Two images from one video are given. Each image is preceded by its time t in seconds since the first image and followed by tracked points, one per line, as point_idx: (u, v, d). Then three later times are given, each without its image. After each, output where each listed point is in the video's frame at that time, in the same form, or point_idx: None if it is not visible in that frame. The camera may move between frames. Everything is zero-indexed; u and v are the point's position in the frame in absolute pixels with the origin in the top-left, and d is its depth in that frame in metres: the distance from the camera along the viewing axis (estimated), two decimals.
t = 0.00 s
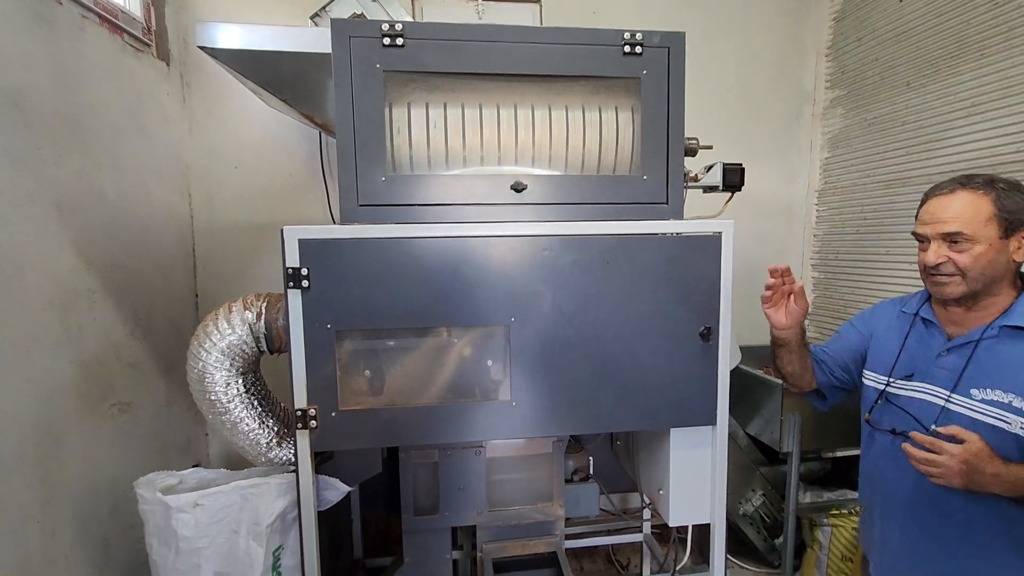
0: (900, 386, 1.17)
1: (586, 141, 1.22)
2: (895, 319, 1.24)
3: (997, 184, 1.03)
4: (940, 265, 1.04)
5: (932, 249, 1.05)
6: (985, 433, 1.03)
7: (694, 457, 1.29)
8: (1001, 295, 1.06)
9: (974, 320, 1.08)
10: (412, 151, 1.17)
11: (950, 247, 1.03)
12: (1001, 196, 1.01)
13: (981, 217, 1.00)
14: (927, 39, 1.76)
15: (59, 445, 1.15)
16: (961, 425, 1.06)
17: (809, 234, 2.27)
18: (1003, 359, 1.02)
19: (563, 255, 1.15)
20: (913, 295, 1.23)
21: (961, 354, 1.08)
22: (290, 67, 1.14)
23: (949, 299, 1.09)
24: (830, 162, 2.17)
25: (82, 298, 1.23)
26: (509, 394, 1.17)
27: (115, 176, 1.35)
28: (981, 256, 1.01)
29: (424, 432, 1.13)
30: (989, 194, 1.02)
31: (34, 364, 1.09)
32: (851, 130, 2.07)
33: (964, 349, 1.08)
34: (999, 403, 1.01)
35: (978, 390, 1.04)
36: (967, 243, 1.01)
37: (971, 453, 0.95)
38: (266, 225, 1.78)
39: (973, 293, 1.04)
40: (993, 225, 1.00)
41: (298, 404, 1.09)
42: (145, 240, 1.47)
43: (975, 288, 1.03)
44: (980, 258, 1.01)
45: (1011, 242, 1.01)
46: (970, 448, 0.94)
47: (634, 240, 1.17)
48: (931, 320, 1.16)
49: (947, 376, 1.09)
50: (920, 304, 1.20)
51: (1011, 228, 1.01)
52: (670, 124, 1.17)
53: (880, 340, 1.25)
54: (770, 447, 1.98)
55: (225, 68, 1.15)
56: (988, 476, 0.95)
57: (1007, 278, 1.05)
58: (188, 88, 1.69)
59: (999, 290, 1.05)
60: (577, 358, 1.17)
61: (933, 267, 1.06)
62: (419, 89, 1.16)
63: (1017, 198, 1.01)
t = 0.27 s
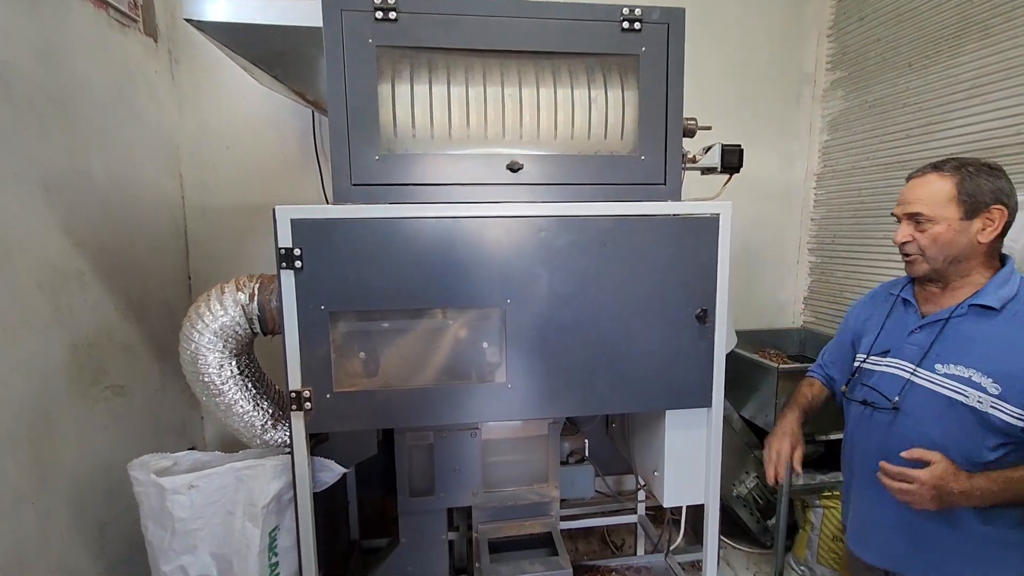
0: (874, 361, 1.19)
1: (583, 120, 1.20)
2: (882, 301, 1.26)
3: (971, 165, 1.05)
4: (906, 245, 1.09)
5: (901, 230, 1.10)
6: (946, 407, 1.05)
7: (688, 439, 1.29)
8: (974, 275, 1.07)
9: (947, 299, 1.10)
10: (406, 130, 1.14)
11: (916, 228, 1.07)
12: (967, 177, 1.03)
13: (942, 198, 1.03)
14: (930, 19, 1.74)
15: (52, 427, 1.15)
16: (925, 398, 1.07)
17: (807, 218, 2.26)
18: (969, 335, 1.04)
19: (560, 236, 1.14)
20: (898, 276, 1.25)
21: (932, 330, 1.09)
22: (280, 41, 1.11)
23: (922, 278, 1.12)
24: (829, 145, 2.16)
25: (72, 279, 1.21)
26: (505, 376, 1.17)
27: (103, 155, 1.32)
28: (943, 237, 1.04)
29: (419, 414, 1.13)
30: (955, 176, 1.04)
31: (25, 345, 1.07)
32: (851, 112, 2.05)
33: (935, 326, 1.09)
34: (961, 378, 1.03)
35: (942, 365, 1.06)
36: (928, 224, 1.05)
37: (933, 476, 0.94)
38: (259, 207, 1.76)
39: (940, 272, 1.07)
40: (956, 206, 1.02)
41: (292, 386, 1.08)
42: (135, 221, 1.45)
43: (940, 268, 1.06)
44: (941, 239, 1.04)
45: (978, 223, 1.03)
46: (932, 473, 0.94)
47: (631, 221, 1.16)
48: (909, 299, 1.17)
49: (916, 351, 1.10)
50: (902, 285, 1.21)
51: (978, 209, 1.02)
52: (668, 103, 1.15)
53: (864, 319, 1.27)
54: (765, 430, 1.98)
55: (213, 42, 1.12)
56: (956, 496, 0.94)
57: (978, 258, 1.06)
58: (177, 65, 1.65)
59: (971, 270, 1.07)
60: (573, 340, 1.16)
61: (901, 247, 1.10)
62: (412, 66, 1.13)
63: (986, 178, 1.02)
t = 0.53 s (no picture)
0: (849, 337, 1.28)
1: (580, 95, 1.18)
2: (865, 280, 1.33)
3: (943, 146, 1.11)
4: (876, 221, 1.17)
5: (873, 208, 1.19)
6: (907, 377, 1.13)
7: (683, 418, 1.29)
8: (942, 251, 1.13)
9: (916, 274, 1.17)
10: (399, 104, 1.12)
11: (885, 206, 1.16)
12: (933, 157, 1.10)
13: (907, 178, 1.12)
14: None
15: (42, 404, 1.14)
16: (888, 369, 1.16)
17: (804, 199, 2.25)
18: (929, 309, 1.11)
19: (555, 214, 1.12)
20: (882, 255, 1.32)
21: (899, 307, 1.17)
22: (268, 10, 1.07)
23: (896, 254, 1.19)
24: (829, 124, 2.13)
25: (59, 256, 1.19)
26: (500, 355, 1.16)
27: (88, 129, 1.29)
28: (906, 214, 1.12)
29: (414, 392, 1.12)
30: (923, 158, 1.11)
31: (12, 322, 1.06)
32: (852, 90, 2.02)
33: (901, 302, 1.17)
34: (919, 350, 1.11)
35: (903, 338, 1.14)
36: (893, 203, 1.14)
37: (921, 530, 1.04)
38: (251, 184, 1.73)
39: (907, 248, 1.15)
40: (919, 185, 1.10)
41: (285, 364, 1.08)
42: (123, 198, 1.43)
43: (906, 243, 1.14)
44: (904, 216, 1.12)
45: (943, 201, 1.09)
46: (916, 526, 1.04)
47: (628, 198, 1.14)
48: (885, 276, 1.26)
49: (881, 326, 1.20)
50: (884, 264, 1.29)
51: (942, 188, 1.08)
52: (667, 77, 1.13)
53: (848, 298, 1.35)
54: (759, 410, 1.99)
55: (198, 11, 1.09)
56: (953, 538, 1.00)
57: (945, 235, 1.11)
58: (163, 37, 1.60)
59: (938, 247, 1.13)
60: (568, 319, 1.16)
61: (873, 224, 1.19)
62: (405, 38, 1.10)
63: (953, 158, 1.08)
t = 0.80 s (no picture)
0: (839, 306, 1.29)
1: (576, 63, 1.14)
2: (863, 252, 1.32)
3: (916, 120, 1.11)
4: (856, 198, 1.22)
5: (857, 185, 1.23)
6: (883, 343, 1.14)
7: (676, 392, 1.30)
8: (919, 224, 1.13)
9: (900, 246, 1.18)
10: (389, 71, 1.08)
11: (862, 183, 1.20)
12: (900, 133, 1.11)
13: (874, 156, 1.15)
14: None
15: (31, 379, 1.13)
16: (866, 336, 1.17)
17: (801, 174, 2.23)
18: (907, 277, 1.11)
19: (550, 186, 1.10)
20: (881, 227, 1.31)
21: (883, 275, 1.18)
22: None
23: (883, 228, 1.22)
24: (829, 97, 2.10)
25: (42, 228, 1.16)
26: (494, 329, 1.15)
27: (67, 97, 1.25)
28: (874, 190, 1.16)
29: (407, 366, 1.12)
30: (890, 135, 1.13)
31: None
32: (853, 62, 1.99)
33: (886, 271, 1.18)
34: (894, 317, 1.11)
35: (881, 305, 1.15)
36: (867, 180, 1.18)
37: (910, 503, 1.08)
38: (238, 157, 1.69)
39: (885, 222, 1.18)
40: (884, 161, 1.13)
41: (276, 337, 1.06)
42: (107, 170, 1.39)
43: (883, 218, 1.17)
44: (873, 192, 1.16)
45: (908, 175, 1.10)
46: (903, 498, 1.08)
47: (624, 170, 1.12)
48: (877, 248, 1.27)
49: (866, 294, 1.20)
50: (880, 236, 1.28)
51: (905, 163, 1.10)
52: (665, 45, 1.10)
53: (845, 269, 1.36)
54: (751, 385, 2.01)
55: None
56: (942, 508, 1.04)
57: (919, 208, 1.12)
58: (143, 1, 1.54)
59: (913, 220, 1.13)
60: (562, 293, 1.15)
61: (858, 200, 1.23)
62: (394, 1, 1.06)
63: (916, 134, 1.09)
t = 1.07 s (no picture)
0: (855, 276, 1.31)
1: (569, 25, 1.11)
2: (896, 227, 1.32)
3: (927, 89, 1.10)
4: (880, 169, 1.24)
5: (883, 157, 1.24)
6: (876, 310, 1.16)
7: (668, 362, 1.30)
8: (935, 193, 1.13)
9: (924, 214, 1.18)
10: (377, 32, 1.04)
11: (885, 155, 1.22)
12: (910, 104, 1.11)
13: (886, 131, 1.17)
14: None
15: (16, 350, 1.11)
16: (864, 302, 1.20)
17: (797, 146, 2.21)
18: (909, 246, 1.12)
19: (544, 153, 1.08)
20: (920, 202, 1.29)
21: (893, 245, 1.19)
22: None
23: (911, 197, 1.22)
24: (827, 66, 2.07)
25: (20, 196, 1.13)
26: (486, 299, 1.14)
27: (40, 59, 1.20)
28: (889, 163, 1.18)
29: (399, 337, 1.11)
30: (899, 108, 1.14)
31: None
32: (853, 29, 1.95)
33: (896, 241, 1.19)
34: (888, 284, 1.13)
35: (880, 273, 1.16)
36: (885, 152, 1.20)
37: (867, 467, 1.10)
38: (223, 124, 1.64)
39: (906, 192, 1.19)
40: (894, 134, 1.15)
41: (265, 307, 1.05)
42: (85, 137, 1.34)
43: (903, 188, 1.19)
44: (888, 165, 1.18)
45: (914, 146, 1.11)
46: (862, 463, 1.11)
47: (618, 137, 1.10)
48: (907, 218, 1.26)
49: (875, 264, 1.22)
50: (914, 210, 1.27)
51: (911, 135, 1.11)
52: (662, 6, 1.06)
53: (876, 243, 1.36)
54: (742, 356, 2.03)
55: None
56: (892, 473, 1.05)
57: (932, 177, 1.11)
58: None
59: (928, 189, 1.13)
60: (555, 263, 1.14)
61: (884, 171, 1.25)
62: None
63: (920, 105, 1.09)
